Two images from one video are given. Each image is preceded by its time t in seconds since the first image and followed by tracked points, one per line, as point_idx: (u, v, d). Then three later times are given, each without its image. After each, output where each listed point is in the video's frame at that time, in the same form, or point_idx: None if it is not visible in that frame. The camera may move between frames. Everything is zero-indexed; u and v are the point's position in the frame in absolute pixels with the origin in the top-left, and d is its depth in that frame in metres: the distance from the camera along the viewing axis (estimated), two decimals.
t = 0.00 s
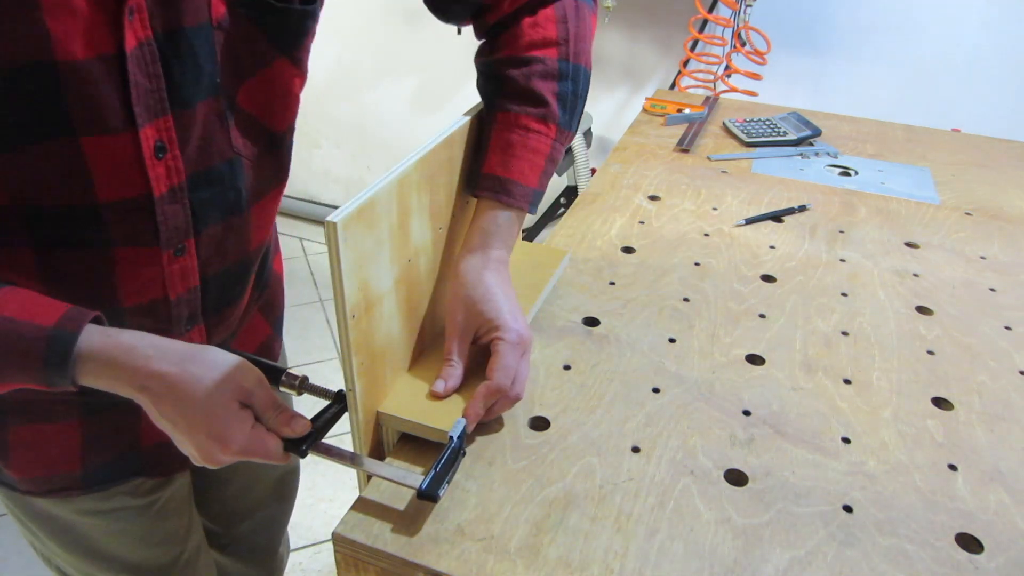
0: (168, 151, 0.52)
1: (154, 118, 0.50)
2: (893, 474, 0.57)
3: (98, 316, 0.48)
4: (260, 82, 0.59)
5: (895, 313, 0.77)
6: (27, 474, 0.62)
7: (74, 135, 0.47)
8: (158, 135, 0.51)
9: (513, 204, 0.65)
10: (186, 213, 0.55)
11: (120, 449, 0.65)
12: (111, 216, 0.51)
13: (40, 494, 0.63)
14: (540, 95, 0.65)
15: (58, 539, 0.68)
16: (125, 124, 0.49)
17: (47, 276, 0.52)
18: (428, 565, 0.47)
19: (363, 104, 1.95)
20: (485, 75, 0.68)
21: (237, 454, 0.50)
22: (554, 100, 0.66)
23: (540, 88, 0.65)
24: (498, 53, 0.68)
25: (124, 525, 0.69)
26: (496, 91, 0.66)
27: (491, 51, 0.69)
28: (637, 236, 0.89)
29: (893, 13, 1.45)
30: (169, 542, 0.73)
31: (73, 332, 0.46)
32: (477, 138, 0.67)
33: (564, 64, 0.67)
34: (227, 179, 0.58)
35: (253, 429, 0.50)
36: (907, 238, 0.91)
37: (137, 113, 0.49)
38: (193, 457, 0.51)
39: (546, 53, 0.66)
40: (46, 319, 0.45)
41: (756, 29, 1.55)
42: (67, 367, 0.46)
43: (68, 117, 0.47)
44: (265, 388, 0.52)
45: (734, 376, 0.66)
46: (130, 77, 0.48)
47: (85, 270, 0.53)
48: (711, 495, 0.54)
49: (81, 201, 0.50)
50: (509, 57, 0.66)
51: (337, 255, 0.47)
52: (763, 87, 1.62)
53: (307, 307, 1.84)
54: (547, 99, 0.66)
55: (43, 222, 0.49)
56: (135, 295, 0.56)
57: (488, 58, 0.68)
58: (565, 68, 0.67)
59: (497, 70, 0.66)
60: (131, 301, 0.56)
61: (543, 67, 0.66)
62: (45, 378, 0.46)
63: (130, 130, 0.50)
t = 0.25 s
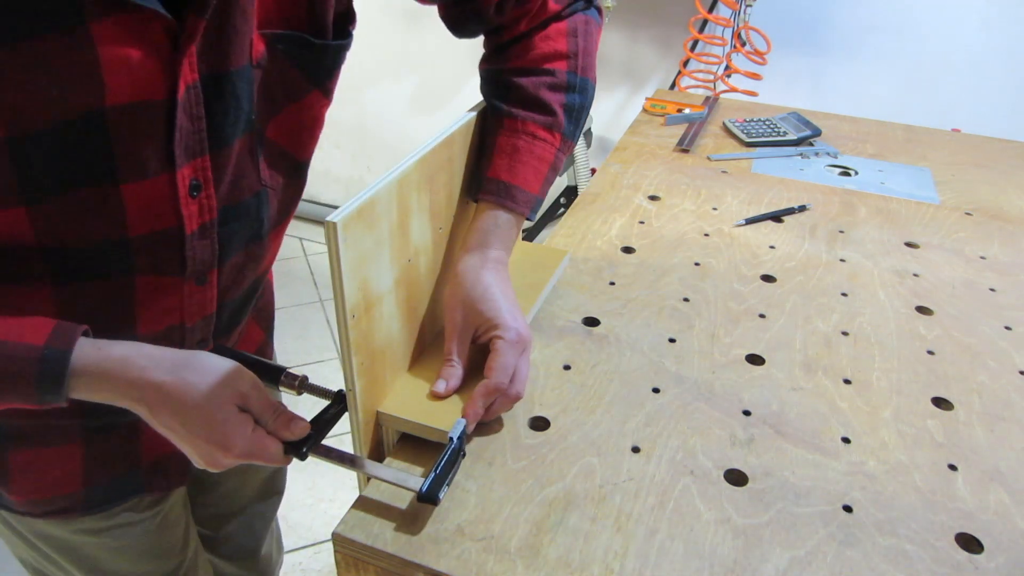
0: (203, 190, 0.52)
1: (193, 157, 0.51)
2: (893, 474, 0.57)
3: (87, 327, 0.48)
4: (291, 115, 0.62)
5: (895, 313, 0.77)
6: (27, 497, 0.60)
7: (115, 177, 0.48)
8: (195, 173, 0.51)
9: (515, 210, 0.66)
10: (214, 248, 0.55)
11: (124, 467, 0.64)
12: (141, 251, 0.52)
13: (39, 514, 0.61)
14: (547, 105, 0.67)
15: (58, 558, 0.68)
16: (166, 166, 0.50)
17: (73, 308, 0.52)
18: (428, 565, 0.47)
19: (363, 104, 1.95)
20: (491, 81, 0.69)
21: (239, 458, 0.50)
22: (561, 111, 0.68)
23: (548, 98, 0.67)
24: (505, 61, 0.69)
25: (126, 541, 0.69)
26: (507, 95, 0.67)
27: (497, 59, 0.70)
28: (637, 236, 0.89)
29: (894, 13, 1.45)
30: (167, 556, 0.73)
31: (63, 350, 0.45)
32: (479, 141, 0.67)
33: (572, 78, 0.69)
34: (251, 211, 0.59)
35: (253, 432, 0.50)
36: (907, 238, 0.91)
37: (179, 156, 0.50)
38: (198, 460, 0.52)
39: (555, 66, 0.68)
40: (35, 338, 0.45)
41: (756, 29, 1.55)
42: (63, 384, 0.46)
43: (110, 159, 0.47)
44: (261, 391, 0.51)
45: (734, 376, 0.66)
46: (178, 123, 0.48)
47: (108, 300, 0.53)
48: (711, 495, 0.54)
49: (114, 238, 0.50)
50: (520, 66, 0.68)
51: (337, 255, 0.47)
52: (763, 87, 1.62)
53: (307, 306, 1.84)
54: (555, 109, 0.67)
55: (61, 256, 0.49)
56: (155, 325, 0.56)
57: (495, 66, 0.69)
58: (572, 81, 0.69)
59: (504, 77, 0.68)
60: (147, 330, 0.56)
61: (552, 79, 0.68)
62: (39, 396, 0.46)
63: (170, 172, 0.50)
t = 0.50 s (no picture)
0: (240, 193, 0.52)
1: (232, 161, 0.50)
2: (892, 474, 0.57)
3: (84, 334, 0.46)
4: (313, 112, 0.62)
5: (895, 313, 0.77)
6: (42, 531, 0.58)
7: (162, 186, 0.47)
8: (232, 177, 0.51)
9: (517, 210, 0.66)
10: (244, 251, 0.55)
11: (139, 491, 0.63)
12: (176, 256, 0.51)
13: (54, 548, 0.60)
14: (550, 107, 0.67)
15: None
16: (208, 171, 0.49)
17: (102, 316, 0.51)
18: (428, 565, 0.47)
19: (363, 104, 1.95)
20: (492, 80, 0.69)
21: (239, 458, 0.51)
22: (562, 113, 0.68)
23: (550, 100, 0.67)
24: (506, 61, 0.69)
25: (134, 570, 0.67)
26: (508, 96, 0.67)
27: (498, 59, 0.70)
28: (637, 236, 0.89)
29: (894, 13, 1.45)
30: None
31: (70, 359, 0.44)
32: (479, 140, 0.67)
33: (573, 79, 0.69)
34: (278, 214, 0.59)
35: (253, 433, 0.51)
36: (907, 238, 0.91)
37: (221, 161, 0.49)
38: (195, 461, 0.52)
39: (557, 67, 0.69)
40: (39, 351, 0.43)
41: (756, 29, 1.55)
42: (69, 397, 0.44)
43: (160, 169, 0.47)
44: (259, 391, 0.52)
45: (734, 376, 0.66)
46: (226, 128, 0.48)
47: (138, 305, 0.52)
48: (711, 495, 0.54)
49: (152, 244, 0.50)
50: (521, 67, 0.68)
51: (337, 255, 0.47)
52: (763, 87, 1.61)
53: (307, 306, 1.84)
54: (556, 111, 0.68)
55: (100, 272, 0.49)
56: (180, 329, 0.56)
57: (495, 66, 0.69)
58: (574, 82, 0.69)
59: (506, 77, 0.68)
60: (177, 340, 0.56)
61: (554, 80, 0.68)
62: (40, 411, 0.44)
63: (211, 176, 0.49)
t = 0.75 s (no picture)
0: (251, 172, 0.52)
1: (242, 137, 0.51)
2: (892, 474, 0.57)
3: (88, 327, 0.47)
4: (332, 97, 0.62)
5: (895, 314, 0.77)
6: (64, 505, 0.60)
7: (168, 162, 0.48)
8: (243, 154, 0.51)
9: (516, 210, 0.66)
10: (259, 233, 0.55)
11: (149, 482, 0.64)
12: (187, 237, 0.52)
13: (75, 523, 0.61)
14: (552, 108, 0.67)
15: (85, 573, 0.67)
16: (216, 147, 0.49)
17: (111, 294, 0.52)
18: (428, 565, 0.47)
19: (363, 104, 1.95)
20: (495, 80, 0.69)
21: (240, 455, 0.50)
22: (565, 114, 0.68)
23: (553, 102, 0.67)
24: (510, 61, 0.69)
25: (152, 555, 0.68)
26: (511, 97, 0.67)
27: (502, 59, 0.70)
28: (637, 236, 0.89)
29: (894, 13, 1.45)
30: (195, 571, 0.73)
31: (67, 348, 0.45)
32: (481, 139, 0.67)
33: (576, 81, 0.69)
34: (294, 195, 0.59)
35: (253, 429, 0.50)
36: (907, 238, 0.91)
37: (229, 136, 0.49)
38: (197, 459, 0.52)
39: (560, 69, 0.69)
40: (38, 336, 0.44)
41: (756, 30, 1.55)
42: (63, 382, 0.45)
43: (164, 142, 0.47)
44: (259, 390, 0.52)
45: (734, 376, 0.66)
46: (232, 101, 0.48)
47: (150, 286, 0.53)
48: (711, 495, 0.54)
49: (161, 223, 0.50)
50: (525, 67, 0.68)
51: (337, 255, 0.47)
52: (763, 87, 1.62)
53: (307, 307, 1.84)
54: (559, 113, 0.68)
55: (110, 247, 0.50)
56: (197, 313, 0.56)
57: (499, 66, 0.69)
58: (577, 84, 0.69)
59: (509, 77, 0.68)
60: (191, 321, 0.56)
61: (558, 82, 0.68)
62: (36, 394, 0.45)
63: (220, 153, 0.50)
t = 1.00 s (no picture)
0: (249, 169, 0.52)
1: (239, 135, 0.51)
2: (893, 474, 0.57)
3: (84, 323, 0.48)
4: (332, 95, 0.62)
5: (895, 313, 0.77)
6: (65, 501, 0.60)
7: (165, 159, 0.48)
8: (240, 152, 0.51)
9: (516, 210, 0.66)
10: (258, 232, 0.55)
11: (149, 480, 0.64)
12: (185, 235, 0.52)
13: (77, 519, 0.61)
14: (551, 107, 0.67)
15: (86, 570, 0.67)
16: (213, 144, 0.49)
17: (108, 292, 0.52)
18: (428, 565, 0.47)
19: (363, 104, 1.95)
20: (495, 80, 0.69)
21: (240, 454, 0.50)
22: (564, 114, 0.68)
23: (552, 101, 0.67)
24: (510, 60, 0.69)
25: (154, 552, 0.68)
26: (511, 97, 0.67)
27: (501, 58, 0.70)
28: (637, 236, 0.89)
29: (894, 13, 1.45)
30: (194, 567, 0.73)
31: (65, 344, 0.45)
32: (480, 139, 0.67)
33: (576, 80, 0.69)
34: (295, 194, 0.59)
35: (253, 427, 0.50)
36: (907, 238, 0.91)
37: (226, 135, 0.49)
38: (196, 459, 0.52)
39: (560, 68, 0.68)
40: (37, 333, 0.45)
41: (756, 30, 1.55)
42: (60, 378, 0.45)
43: (161, 140, 0.47)
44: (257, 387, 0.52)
45: (734, 376, 0.66)
46: (228, 98, 0.48)
47: (147, 285, 0.53)
48: (711, 495, 0.54)
49: (158, 221, 0.50)
50: (525, 67, 0.68)
51: (337, 255, 0.47)
52: (763, 87, 1.62)
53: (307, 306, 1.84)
54: (558, 112, 0.68)
55: (109, 244, 0.50)
56: (195, 313, 0.56)
57: (499, 65, 0.69)
58: (577, 83, 0.69)
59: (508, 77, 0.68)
60: (188, 320, 0.56)
61: (557, 81, 0.68)
62: (32, 390, 0.45)
63: (217, 151, 0.50)
